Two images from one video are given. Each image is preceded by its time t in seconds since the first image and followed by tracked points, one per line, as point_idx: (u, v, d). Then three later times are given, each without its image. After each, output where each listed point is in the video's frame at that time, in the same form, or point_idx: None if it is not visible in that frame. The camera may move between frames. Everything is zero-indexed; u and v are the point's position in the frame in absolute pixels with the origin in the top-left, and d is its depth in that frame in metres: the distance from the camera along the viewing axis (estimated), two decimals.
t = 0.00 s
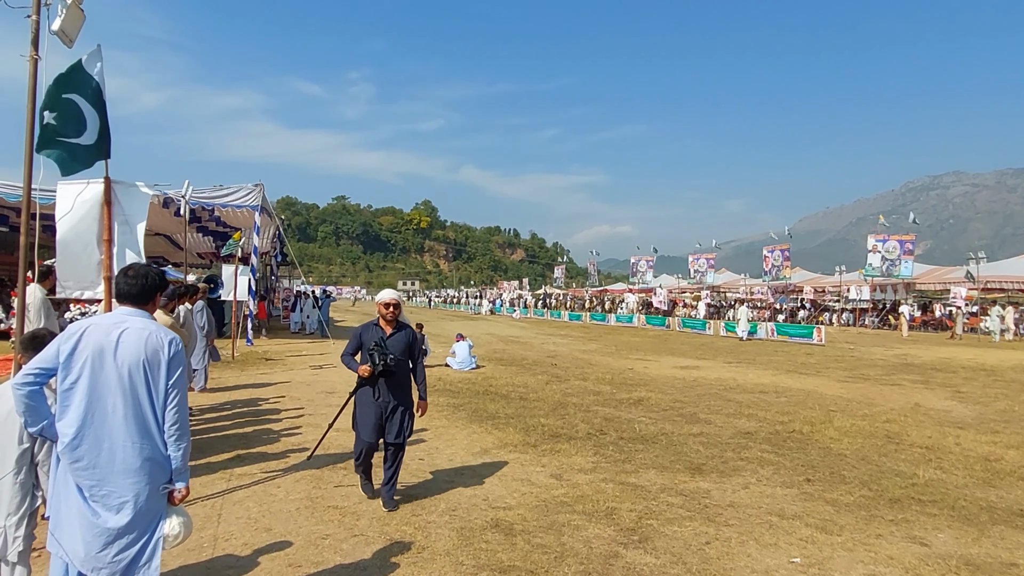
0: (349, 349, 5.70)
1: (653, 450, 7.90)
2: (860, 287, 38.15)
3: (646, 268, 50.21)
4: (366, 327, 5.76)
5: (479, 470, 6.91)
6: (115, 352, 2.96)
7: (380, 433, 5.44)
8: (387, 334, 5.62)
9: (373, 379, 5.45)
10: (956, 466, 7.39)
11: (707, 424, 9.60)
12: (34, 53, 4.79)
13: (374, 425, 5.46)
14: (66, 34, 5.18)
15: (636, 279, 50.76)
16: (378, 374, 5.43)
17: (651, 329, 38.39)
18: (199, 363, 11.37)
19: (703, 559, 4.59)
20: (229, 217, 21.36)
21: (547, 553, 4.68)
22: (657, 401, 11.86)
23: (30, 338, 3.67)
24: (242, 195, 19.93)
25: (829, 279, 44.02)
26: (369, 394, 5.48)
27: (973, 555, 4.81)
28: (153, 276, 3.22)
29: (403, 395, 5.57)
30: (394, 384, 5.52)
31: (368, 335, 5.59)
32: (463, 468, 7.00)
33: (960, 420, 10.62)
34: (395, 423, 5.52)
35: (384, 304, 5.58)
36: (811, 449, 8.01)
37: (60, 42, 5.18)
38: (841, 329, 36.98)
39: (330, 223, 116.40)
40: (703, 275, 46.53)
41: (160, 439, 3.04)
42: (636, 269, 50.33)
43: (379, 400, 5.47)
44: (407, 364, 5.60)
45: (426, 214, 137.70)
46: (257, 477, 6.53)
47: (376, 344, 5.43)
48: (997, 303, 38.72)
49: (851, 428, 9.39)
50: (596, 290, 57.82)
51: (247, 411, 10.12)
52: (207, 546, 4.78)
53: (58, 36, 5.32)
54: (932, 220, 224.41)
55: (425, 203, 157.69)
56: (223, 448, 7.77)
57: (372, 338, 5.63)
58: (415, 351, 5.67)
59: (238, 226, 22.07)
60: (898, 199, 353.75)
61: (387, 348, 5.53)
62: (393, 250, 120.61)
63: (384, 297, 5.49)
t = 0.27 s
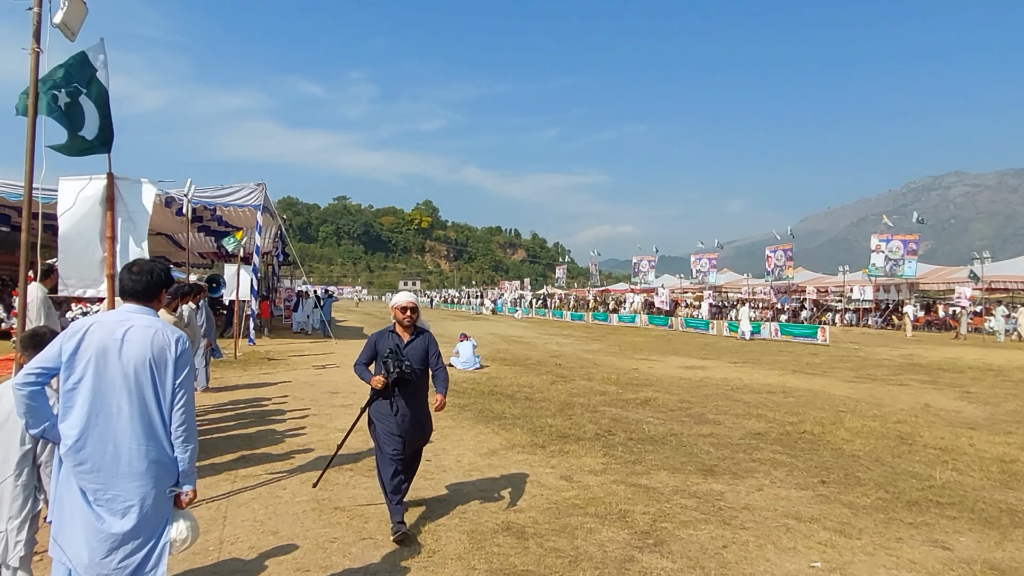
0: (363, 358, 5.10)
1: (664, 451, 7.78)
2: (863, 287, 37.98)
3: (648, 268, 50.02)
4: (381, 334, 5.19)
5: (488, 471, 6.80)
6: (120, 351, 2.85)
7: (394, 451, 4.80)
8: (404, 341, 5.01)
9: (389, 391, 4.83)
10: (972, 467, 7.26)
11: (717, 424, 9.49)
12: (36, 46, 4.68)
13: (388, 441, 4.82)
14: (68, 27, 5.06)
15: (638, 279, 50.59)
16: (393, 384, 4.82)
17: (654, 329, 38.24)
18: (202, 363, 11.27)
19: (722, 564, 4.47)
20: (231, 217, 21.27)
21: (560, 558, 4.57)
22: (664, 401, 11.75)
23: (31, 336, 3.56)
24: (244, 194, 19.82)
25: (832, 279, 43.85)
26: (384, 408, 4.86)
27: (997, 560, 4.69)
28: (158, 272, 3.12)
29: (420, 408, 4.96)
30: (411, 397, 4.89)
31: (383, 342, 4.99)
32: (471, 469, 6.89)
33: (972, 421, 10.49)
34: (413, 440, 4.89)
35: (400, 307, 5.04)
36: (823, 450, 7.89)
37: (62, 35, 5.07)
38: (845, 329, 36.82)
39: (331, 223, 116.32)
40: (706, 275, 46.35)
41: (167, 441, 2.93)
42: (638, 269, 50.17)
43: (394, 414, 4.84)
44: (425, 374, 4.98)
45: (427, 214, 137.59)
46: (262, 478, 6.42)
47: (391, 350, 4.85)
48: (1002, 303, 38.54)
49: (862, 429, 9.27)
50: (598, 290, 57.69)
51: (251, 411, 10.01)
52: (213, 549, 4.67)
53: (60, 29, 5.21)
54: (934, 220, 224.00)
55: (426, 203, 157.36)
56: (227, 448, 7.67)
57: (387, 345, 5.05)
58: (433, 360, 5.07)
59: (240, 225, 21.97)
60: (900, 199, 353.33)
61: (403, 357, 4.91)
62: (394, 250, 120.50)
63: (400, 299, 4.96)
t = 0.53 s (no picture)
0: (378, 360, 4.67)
1: (673, 453, 7.63)
2: (866, 286, 37.78)
3: (650, 267, 49.79)
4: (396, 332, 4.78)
5: (495, 474, 6.65)
6: (115, 351, 2.71)
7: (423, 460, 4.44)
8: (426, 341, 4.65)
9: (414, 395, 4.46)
10: (988, 470, 7.12)
11: (725, 425, 9.34)
12: (31, 37, 4.55)
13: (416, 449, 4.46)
14: (65, 19, 4.93)
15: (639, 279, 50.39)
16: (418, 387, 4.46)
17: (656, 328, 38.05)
18: (202, 363, 11.13)
19: (739, 572, 4.33)
20: (232, 216, 21.12)
21: (573, 564, 4.42)
22: (670, 402, 11.60)
23: (22, 335, 3.42)
24: (245, 193, 19.68)
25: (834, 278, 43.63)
26: (409, 413, 4.48)
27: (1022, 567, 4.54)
28: (155, 269, 2.98)
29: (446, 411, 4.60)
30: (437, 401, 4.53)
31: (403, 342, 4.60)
32: (478, 472, 6.75)
33: (983, 421, 10.33)
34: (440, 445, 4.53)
35: (419, 303, 4.65)
36: (835, 451, 7.75)
37: (59, 27, 4.94)
38: (848, 329, 36.62)
39: (332, 222, 116.12)
40: (708, 275, 46.14)
41: (165, 446, 2.79)
42: (640, 268, 49.95)
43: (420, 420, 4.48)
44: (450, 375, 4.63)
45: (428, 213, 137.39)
46: (265, 481, 6.28)
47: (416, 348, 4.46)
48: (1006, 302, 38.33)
49: (873, 430, 9.12)
50: (599, 289, 57.49)
51: (253, 412, 9.87)
52: (213, 556, 4.53)
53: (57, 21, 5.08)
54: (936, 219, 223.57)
55: (427, 203, 157.15)
56: (229, 451, 7.53)
57: (407, 344, 4.65)
58: (456, 359, 4.75)
59: (241, 225, 21.83)
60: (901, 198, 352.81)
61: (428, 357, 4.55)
62: (395, 249, 120.32)
63: (421, 293, 4.59)
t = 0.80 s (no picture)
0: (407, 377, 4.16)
1: (683, 458, 7.53)
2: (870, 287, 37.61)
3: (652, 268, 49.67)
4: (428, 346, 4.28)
5: (503, 479, 6.56)
6: (121, 359, 2.62)
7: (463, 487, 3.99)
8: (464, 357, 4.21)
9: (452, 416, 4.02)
10: (1002, 474, 7.02)
11: (734, 429, 9.23)
12: (34, 35, 4.46)
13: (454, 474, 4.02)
14: (68, 16, 4.84)
15: (641, 280, 50.25)
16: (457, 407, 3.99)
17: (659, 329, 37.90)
18: (205, 366, 11.06)
19: None
20: (234, 217, 21.04)
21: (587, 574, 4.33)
22: (677, 404, 11.50)
23: (24, 342, 3.33)
24: (248, 194, 19.59)
25: (838, 279, 43.49)
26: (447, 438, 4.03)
27: None
28: (161, 273, 2.89)
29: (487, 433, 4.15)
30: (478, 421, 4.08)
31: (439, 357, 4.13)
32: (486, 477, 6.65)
33: (993, 424, 10.22)
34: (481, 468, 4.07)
35: (456, 315, 4.19)
36: (847, 456, 7.65)
37: (62, 25, 4.85)
38: (851, 330, 36.47)
39: (333, 223, 116.02)
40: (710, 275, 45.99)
41: (174, 456, 2.71)
42: (642, 269, 49.82)
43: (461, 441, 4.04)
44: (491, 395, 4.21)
45: (429, 214, 137.31)
46: (270, 487, 6.19)
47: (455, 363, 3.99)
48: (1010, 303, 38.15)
49: (885, 433, 9.02)
50: (601, 290, 57.34)
51: (257, 415, 9.78)
52: (219, 565, 4.43)
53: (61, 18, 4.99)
54: (938, 219, 223.17)
55: (428, 204, 157.04)
56: (233, 455, 7.43)
57: (442, 360, 4.16)
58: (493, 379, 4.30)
59: (243, 225, 21.75)
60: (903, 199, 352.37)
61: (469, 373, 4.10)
62: (396, 250, 120.18)
63: (460, 304, 4.12)
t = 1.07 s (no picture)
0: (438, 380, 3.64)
1: (690, 459, 7.49)
2: (872, 287, 37.51)
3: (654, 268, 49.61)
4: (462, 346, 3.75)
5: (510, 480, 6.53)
6: (133, 362, 2.60)
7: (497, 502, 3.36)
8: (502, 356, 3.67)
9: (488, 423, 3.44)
10: (1012, 476, 6.98)
11: (740, 429, 9.20)
12: (40, 35, 4.43)
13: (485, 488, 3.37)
14: (74, 16, 4.82)
15: (643, 280, 50.18)
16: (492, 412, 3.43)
17: (661, 329, 37.83)
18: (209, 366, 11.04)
19: None
20: (237, 217, 21.00)
21: None
22: (682, 405, 11.47)
23: (33, 343, 3.31)
24: (250, 194, 19.56)
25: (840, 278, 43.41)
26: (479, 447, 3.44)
27: None
28: (172, 275, 2.86)
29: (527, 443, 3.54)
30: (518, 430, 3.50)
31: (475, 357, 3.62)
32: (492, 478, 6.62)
33: (1000, 425, 10.18)
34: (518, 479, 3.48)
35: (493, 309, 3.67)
36: (855, 457, 7.61)
37: (68, 24, 4.83)
38: (854, 330, 36.38)
39: (334, 223, 115.97)
40: (712, 275, 45.90)
41: (185, 460, 2.68)
42: (644, 269, 49.75)
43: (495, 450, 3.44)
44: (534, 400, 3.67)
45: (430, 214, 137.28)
46: (277, 488, 6.16)
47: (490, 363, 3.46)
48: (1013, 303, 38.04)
49: (892, 434, 8.98)
50: (602, 289, 57.24)
51: (261, 416, 9.75)
52: (228, 567, 4.41)
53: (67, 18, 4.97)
54: (939, 219, 222.87)
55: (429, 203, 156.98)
56: (239, 456, 7.41)
57: (478, 360, 3.64)
58: (538, 378, 3.74)
59: (245, 226, 21.72)
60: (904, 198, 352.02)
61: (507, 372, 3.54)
62: (397, 250, 120.11)
63: (497, 297, 3.61)
